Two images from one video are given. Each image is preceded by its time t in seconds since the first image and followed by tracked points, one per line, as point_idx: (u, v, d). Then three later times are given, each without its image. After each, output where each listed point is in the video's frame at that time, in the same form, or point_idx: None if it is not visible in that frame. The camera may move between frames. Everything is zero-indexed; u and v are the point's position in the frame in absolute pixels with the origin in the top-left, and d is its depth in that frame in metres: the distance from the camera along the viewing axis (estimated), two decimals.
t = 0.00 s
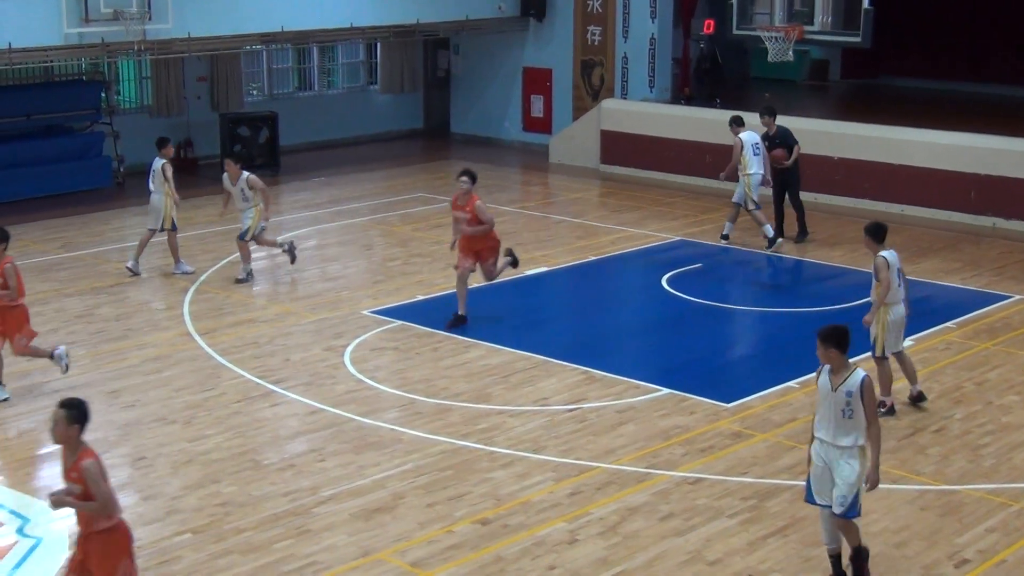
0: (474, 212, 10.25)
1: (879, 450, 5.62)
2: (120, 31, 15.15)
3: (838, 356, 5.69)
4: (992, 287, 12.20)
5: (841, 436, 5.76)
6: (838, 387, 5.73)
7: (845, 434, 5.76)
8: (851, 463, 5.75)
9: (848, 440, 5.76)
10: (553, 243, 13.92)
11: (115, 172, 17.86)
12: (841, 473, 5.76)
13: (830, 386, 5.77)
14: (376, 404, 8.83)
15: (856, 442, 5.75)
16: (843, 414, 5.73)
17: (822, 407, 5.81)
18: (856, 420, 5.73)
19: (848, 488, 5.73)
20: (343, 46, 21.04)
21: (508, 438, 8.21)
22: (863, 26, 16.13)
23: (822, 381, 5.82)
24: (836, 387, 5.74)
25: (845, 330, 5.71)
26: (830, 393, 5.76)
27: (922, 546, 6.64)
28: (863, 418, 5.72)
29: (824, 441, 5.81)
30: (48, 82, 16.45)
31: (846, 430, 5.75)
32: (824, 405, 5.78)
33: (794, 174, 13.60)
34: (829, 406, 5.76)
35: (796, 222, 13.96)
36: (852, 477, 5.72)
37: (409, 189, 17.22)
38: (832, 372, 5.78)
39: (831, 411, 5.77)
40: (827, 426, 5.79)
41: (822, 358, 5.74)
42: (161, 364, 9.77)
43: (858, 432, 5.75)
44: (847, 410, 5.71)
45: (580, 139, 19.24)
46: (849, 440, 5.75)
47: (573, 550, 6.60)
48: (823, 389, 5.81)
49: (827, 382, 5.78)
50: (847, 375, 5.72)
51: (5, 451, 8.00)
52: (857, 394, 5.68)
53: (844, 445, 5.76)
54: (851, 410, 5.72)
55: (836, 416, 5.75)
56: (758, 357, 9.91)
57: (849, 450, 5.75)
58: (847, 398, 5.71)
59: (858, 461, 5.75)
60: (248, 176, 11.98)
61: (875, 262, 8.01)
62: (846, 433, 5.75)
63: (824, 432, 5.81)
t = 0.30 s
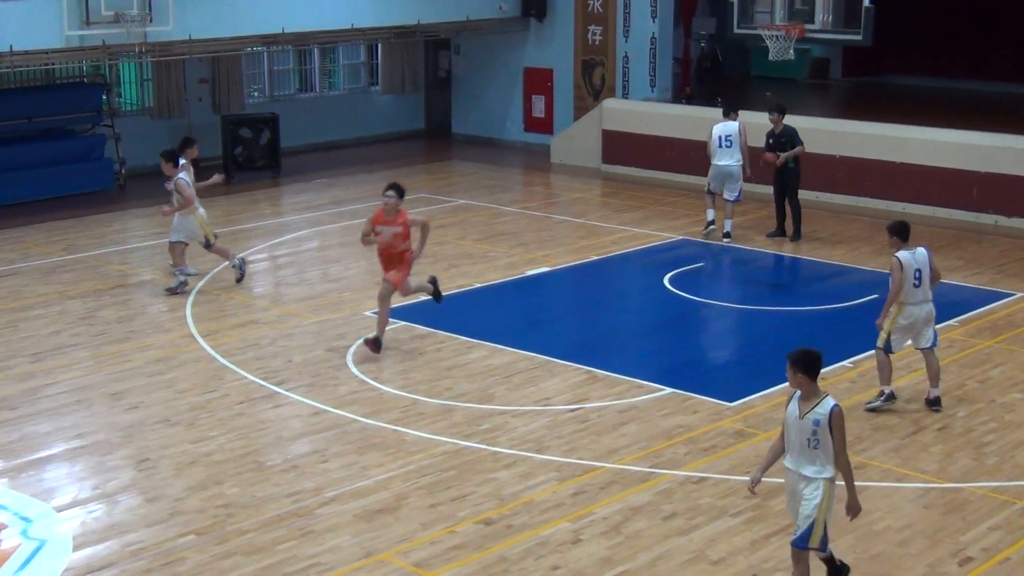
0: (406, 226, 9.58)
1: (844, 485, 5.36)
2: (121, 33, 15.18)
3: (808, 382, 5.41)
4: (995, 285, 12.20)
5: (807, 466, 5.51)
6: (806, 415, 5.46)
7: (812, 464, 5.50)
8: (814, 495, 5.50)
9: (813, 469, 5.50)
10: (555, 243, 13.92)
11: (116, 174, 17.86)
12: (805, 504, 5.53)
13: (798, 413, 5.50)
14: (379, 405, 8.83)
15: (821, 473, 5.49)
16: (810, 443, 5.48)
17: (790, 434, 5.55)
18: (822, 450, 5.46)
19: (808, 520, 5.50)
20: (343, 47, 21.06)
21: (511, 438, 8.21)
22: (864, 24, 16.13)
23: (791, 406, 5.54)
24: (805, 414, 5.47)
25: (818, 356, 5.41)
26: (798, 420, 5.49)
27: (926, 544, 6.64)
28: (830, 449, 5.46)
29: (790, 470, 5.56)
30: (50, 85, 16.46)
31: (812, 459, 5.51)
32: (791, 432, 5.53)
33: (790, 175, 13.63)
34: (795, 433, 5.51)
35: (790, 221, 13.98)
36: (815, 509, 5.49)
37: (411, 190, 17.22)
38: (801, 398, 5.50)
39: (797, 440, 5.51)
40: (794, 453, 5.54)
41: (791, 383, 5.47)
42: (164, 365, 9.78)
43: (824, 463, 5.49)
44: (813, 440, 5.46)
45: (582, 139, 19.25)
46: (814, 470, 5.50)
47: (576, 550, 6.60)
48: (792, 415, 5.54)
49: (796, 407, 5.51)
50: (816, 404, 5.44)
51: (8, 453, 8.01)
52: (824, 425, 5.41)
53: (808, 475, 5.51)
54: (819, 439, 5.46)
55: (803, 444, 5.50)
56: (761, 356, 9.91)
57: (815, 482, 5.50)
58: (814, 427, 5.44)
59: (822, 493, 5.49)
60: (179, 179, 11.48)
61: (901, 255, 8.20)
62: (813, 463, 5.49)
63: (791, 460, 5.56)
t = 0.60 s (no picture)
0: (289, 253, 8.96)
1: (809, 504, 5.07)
2: (125, 34, 15.19)
3: (770, 398, 5.12)
4: (998, 288, 12.18)
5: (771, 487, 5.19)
6: (768, 433, 5.16)
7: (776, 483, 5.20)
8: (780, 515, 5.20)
9: (778, 489, 5.20)
10: (558, 244, 13.92)
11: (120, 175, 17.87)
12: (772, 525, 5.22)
13: (760, 431, 5.20)
14: (381, 406, 8.83)
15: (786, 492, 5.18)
16: (774, 462, 5.17)
17: (752, 453, 5.24)
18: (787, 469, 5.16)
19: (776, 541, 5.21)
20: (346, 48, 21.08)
21: (513, 440, 8.22)
22: (867, 26, 16.10)
23: (753, 424, 5.25)
24: (766, 432, 5.17)
25: (779, 368, 5.11)
26: (760, 438, 5.20)
27: (928, 547, 6.64)
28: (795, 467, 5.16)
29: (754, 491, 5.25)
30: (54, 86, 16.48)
31: (775, 478, 5.20)
32: (753, 451, 5.22)
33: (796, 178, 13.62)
34: (758, 451, 5.20)
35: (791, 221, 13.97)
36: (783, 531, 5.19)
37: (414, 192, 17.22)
38: (763, 415, 5.21)
39: (760, 459, 5.21)
40: (757, 472, 5.24)
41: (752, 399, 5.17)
42: (167, 366, 9.79)
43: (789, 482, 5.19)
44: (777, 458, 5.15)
45: (585, 140, 19.25)
46: (779, 490, 5.20)
47: (579, 552, 6.60)
48: (754, 434, 5.24)
49: (757, 424, 5.22)
50: (778, 420, 5.15)
51: (11, 453, 8.02)
52: (787, 441, 5.12)
53: (773, 495, 5.21)
54: (782, 458, 5.15)
55: (766, 464, 5.19)
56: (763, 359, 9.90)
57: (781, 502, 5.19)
58: (777, 445, 5.14)
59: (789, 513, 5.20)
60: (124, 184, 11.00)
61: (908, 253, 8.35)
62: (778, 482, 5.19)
63: (755, 481, 5.25)
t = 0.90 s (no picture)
0: (189, 286, 8.10)
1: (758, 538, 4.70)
2: (127, 36, 15.22)
3: (715, 426, 4.72)
4: (999, 288, 12.17)
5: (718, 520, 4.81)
6: (713, 464, 4.76)
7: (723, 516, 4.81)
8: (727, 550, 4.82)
9: (724, 522, 4.81)
10: (559, 246, 13.93)
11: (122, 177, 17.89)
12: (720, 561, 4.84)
13: (705, 462, 4.79)
14: (383, 408, 8.84)
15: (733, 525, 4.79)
16: (720, 495, 4.77)
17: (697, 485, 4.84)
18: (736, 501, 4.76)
19: None
20: (348, 50, 21.10)
21: (515, 441, 8.22)
22: (868, 27, 16.16)
23: (697, 455, 4.84)
24: (712, 463, 4.77)
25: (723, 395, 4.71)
26: (706, 471, 4.79)
27: (930, 548, 6.64)
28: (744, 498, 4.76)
29: (700, 524, 4.86)
30: (56, 88, 16.50)
31: (722, 511, 4.80)
32: (699, 482, 4.82)
33: (800, 182, 13.63)
34: (704, 483, 4.80)
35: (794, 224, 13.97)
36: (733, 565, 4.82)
37: (416, 193, 17.24)
38: (708, 445, 4.81)
39: (707, 491, 4.81)
40: (703, 505, 4.84)
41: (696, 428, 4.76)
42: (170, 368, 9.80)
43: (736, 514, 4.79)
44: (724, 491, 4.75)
45: (587, 142, 19.25)
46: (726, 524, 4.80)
47: (581, 553, 6.60)
48: (698, 464, 4.84)
49: (702, 456, 4.82)
50: (724, 450, 4.74)
51: (13, 456, 8.02)
52: (734, 473, 4.71)
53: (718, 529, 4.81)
54: (729, 490, 4.75)
55: (712, 496, 4.79)
56: (765, 360, 9.89)
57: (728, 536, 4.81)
58: (723, 476, 4.74)
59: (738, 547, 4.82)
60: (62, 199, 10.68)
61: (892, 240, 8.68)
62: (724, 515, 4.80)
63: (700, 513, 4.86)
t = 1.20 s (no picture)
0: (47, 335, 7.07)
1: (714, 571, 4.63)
2: (128, 38, 15.24)
3: (673, 455, 4.60)
4: (1001, 289, 12.16)
5: (667, 553, 4.69)
6: (669, 494, 4.65)
7: (672, 549, 4.70)
8: None
9: (672, 555, 4.70)
10: (561, 247, 13.93)
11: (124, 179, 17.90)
12: None
13: (658, 491, 4.68)
14: (384, 409, 8.84)
15: (681, 559, 4.69)
16: (672, 526, 4.67)
17: (645, 514, 4.72)
18: (688, 533, 4.68)
19: None
20: (349, 52, 21.09)
21: (517, 442, 8.22)
22: (869, 28, 16.12)
23: (647, 482, 4.71)
24: (665, 492, 4.66)
25: (683, 421, 4.62)
26: (658, 499, 4.68)
27: (932, 548, 6.63)
28: (695, 530, 4.68)
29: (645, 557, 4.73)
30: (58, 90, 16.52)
31: (670, 544, 4.70)
32: (650, 513, 4.70)
33: (802, 184, 13.64)
34: (656, 513, 4.68)
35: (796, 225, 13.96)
36: None
37: (417, 195, 17.25)
38: (660, 473, 4.69)
39: (658, 522, 4.69)
40: (651, 536, 4.72)
41: (652, 457, 4.63)
42: (171, 370, 9.80)
43: (685, 546, 4.69)
44: (678, 523, 4.65)
45: (588, 143, 19.25)
46: (673, 556, 4.69)
47: (583, 554, 6.60)
48: (646, 493, 4.71)
49: (653, 484, 4.69)
50: (680, 479, 4.65)
51: (15, 458, 8.02)
52: (690, 504, 4.63)
53: (666, 561, 4.69)
54: (682, 520, 4.66)
55: (664, 527, 4.68)
56: (767, 360, 9.89)
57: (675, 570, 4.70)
58: (679, 506, 4.64)
59: None
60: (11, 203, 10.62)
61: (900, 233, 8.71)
62: (673, 547, 4.69)
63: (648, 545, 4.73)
